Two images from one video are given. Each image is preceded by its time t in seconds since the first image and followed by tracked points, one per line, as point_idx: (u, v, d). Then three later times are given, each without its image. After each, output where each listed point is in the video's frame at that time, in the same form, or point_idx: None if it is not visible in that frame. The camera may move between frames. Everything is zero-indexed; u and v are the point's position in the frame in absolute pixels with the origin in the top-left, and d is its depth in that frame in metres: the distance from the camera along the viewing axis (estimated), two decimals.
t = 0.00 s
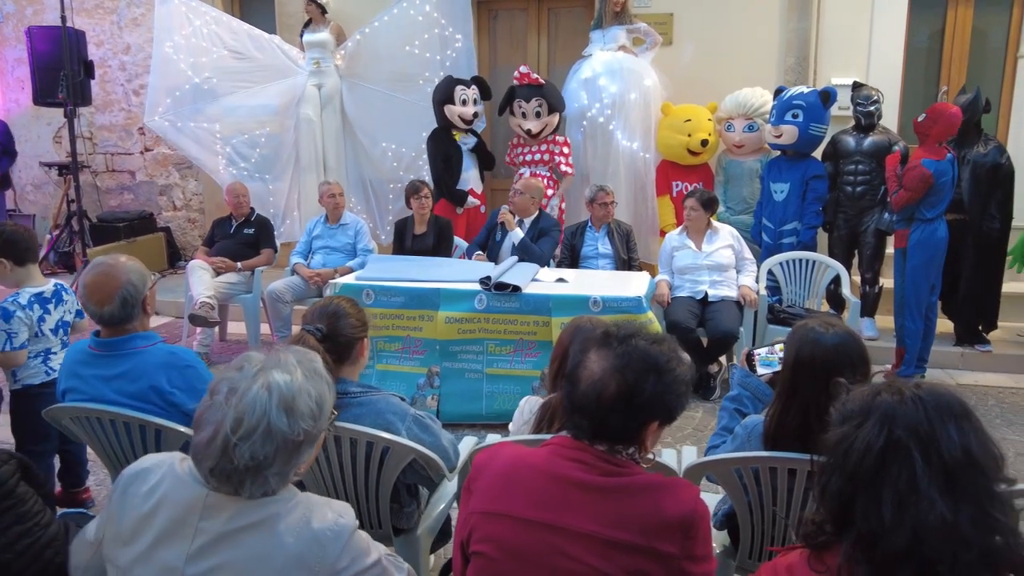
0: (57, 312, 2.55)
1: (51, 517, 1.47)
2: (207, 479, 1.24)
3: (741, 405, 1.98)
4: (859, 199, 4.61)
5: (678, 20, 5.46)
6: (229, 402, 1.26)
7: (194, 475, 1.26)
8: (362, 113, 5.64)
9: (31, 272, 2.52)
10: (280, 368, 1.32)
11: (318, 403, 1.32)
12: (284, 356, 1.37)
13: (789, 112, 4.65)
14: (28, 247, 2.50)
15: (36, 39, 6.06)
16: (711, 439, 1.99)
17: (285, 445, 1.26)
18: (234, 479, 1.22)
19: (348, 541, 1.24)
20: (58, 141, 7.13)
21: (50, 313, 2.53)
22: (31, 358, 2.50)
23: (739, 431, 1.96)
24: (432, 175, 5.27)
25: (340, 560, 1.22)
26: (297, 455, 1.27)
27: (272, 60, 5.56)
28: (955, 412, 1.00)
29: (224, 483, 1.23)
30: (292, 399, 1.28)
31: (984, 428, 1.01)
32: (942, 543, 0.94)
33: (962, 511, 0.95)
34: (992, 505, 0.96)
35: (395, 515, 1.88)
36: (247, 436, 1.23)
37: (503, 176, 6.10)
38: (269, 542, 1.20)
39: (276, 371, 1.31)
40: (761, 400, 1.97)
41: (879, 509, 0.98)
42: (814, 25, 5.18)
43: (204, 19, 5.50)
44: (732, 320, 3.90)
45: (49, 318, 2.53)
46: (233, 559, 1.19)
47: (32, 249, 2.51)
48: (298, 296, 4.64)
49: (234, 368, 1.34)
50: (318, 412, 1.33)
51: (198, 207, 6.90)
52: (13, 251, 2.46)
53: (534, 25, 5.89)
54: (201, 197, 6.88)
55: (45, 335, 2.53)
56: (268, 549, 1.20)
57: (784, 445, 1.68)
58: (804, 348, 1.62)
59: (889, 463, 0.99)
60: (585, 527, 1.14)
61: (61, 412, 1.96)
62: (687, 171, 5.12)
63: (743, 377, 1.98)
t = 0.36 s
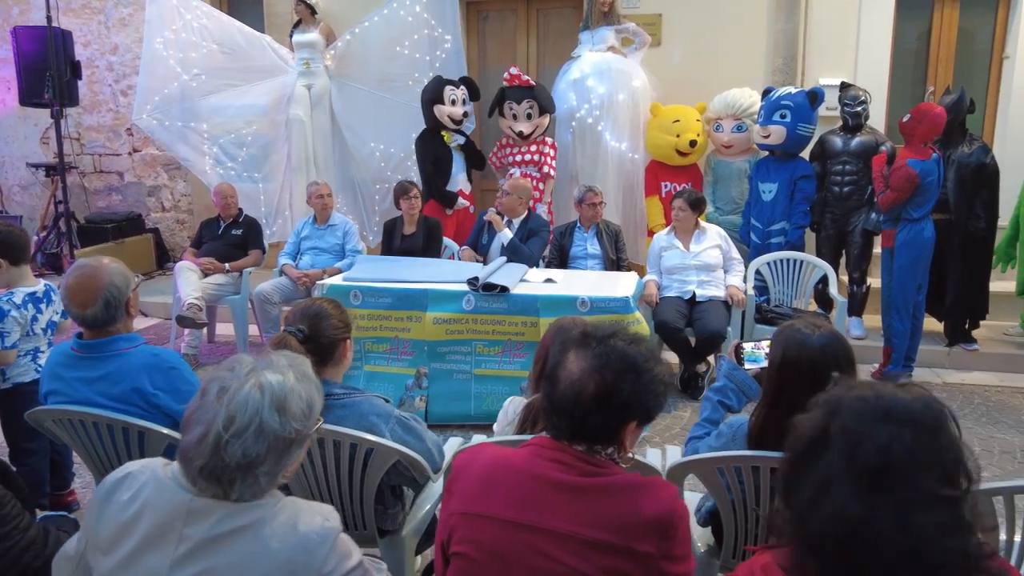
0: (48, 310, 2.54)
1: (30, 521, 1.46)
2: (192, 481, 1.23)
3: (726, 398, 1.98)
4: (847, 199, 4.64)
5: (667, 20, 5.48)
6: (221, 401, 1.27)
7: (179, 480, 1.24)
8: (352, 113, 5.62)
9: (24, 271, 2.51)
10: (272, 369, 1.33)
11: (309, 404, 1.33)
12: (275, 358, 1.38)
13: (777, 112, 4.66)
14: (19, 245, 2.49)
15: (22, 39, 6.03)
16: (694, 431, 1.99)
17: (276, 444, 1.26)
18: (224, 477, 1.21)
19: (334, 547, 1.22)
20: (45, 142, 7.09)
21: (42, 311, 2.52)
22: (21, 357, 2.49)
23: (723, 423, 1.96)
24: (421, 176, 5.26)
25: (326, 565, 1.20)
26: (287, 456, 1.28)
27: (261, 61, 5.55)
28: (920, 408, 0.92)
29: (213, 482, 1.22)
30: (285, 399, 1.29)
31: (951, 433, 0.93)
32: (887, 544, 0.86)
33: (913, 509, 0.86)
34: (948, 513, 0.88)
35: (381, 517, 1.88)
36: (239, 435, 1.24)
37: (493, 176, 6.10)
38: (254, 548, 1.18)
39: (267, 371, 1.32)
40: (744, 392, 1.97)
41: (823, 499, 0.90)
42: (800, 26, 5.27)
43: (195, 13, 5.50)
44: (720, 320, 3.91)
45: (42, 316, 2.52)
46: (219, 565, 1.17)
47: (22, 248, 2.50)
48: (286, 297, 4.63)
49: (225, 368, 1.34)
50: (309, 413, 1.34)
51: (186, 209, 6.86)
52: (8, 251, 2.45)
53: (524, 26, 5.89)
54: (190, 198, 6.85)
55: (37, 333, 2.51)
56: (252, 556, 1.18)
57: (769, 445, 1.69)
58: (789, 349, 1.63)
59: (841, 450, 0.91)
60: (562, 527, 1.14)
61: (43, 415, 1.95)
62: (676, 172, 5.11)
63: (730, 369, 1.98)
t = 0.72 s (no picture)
0: (31, 313, 2.52)
1: (10, 523, 1.45)
2: (161, 490, 1.23)
3: (711, 388, 1.96)
4: (835, 199, 4.65)
5: (656, 21, 5.49)
6: (187, 406, 1.26)
7: (145, 491, 1.24)
8: (343, 110, 5.61)
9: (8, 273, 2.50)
10: (239, 373, 1.32)
11: (277, 407, 1.31)
12: (243, 362, 1.36)
13: (766, 113, 4.67)
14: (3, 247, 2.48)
15: (11, 39, 6.00)
16: (674, 424, 1.99)
17: (244, 448, 1.25)
18: (192, 483, 1.21)
19: (308, 554, 1.22)
20: (34, 143, 7.06)
21: (23, 313, 2.51)
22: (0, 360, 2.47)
23: (706, 415, 1.95)
24: (411, 176, 5.25)
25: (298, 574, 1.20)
26: (256, 459, 1.27)
27: (252, 61, 5.53)
28: (877, 422, 0.97)
29: (181, 488, 1.21)
30: (252, 402, 1.28)
31: (914, 445, 0.97)
32: (804, 543, 0.97)
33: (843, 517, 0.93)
34: (877, 522, 0.95)
35: (364, 517, 1.88)
36: (205, 439, 1.23)
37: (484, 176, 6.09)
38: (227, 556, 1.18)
39: (235, 375, 1.31)
40: (728, 388, 1.96)
41: (766, 492, 1.02)
42: (790, 29, 5.17)
43: (187, 11, 5.48)
44: (708, 320, 3.92)
45: (23, 319, 2.50)
46: None
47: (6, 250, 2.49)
48: (275, 297, 4.62)
49: (191, 374, 1.33)
50: (278, 416, 1.32)
51: (176, 210, 6.83)
52: None
53: (514, 26, 5.90)
54: (180, 199, 6.83)
55: (18, 336, 2.50)
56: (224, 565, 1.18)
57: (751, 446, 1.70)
58: (772, 354, 1.64)
59: (786, 452, 1.00)
60: (539, 527, 1.14)
61: (25, 416, 1.94)
62: (666, 172, 5.14)
63: (718, 360, 1.96)
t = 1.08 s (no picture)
0: (13, 315, 2.50)
1: None
2: (128, 496, 1.22)
3: (689, 388, 1.98)
4: (822, 199, 4.68)
5: (644, 21, 5.51)
6: (154, 409, 1.26)
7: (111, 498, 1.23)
8: (333, 111, 5.59)
9: None
10: (209, 376, 1.32)
11: (246, 411, 1.31)
12: (213, 366, 1.36)
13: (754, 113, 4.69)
14: None
15: None
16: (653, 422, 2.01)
17: (212, 450, 1.25)
18: (158, 487, 1.20)
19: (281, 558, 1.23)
20: (20, 143, 7.01)
21: (6, 315, 2.49)
22: None
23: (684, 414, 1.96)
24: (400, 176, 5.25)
25: None
26: (224, 463, 1.26)
27: (241, 61, 5.52)
28: (843, 419, 0.98)
29: (148, 493, 1.20)
30: (219, 405, 1.27)
31: (883, 443, 0.98)
32: (771, 538, 0.99)
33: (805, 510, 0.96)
34: (844, 518, 0.97)
35: (348, 516, 1.88)
36: (172, 442, 1.23)
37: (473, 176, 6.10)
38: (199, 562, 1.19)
39: (203, 378, 1.31)
40: (709, 385, 1.97)
41: (736, 487, 1.04)
42: (777, 29, 5.25)
43: (175, 10, 5.46)
44: (695, 319, 3.93)
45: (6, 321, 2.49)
46: None
47: None
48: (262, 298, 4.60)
49: (161, 377, 1.33)
50: (247, 420, 1.31)
51: (165, 210, 6.81)
52: None
53: (503, 26, 5.90)
54: (168, 199, 6.81)
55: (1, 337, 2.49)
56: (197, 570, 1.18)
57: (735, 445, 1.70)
58: (758, 353, 1.64)
59: (754, 446, 1.03)
60: (515, 524, 1.14)
61: (6, 417, 1.93)
62: (654, 172, 5.16)
63: (698, 360, 1.97)
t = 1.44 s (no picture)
0: None
1: None
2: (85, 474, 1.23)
3: (664, 387, 1.99)
4: (805, 198, 4.70)
5: (629, 21, 5.52)
6: (120, 391, 1.28)
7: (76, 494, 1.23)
8: (319, 111, 5.58)
9: None
10: (181, 369, 1.34)
11: (212, 406, 1.30)
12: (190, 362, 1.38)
13: (739, 112, 4.70)
14: None
15: None
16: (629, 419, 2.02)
17: (169, 435, 1.25)
18: (109, 463, 1.21)
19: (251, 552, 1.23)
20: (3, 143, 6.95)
21: None
22: None
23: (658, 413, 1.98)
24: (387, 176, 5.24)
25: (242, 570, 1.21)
26: (179, 451, 1.25)
27: (225, 60, 5.49)
28: (808, 412, 1.00)
29: (100, 469, 1.21)
30: (183, 393, 1.28)
31: (846, 436, 1.01)
32: (734, 530, 1.01)
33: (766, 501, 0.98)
34: (805, 509, 0.99)
35: (326, 515, 1.87)
36: (129, 421, 1.24)
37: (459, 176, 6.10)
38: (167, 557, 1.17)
39: (176, 369, 1.33)
40: (684, 382, 1.98)
41: (700, 479, 1.05)
42: (762, 29, 5.27)
43: (158, 9, 5.42)
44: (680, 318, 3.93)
45: None
46: None
47: None
48: (247, 297, 4.58)
49: (138, 368, 1.36)
50: (213, 415, 1.30)
51: (150, 210, 6.77)
52: None
53: (489, 26, 5.89)
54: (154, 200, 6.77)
55: None
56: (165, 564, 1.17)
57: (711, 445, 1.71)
58: (732, 354, 1.65)
59: (719, 438, 1.04)
60: (486, 520, 1.14)
61: None
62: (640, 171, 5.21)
63: (673, 359, 1.98)
